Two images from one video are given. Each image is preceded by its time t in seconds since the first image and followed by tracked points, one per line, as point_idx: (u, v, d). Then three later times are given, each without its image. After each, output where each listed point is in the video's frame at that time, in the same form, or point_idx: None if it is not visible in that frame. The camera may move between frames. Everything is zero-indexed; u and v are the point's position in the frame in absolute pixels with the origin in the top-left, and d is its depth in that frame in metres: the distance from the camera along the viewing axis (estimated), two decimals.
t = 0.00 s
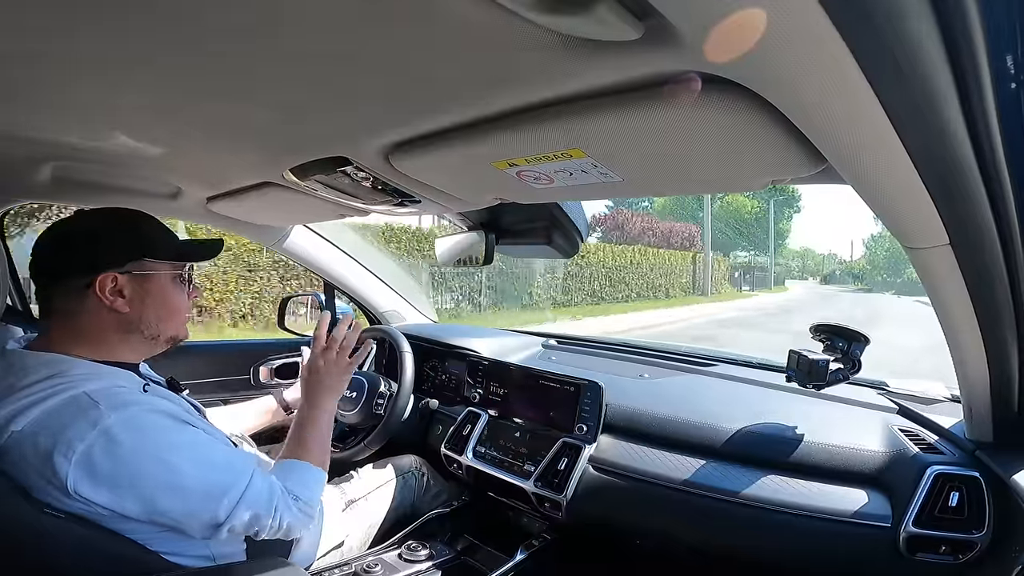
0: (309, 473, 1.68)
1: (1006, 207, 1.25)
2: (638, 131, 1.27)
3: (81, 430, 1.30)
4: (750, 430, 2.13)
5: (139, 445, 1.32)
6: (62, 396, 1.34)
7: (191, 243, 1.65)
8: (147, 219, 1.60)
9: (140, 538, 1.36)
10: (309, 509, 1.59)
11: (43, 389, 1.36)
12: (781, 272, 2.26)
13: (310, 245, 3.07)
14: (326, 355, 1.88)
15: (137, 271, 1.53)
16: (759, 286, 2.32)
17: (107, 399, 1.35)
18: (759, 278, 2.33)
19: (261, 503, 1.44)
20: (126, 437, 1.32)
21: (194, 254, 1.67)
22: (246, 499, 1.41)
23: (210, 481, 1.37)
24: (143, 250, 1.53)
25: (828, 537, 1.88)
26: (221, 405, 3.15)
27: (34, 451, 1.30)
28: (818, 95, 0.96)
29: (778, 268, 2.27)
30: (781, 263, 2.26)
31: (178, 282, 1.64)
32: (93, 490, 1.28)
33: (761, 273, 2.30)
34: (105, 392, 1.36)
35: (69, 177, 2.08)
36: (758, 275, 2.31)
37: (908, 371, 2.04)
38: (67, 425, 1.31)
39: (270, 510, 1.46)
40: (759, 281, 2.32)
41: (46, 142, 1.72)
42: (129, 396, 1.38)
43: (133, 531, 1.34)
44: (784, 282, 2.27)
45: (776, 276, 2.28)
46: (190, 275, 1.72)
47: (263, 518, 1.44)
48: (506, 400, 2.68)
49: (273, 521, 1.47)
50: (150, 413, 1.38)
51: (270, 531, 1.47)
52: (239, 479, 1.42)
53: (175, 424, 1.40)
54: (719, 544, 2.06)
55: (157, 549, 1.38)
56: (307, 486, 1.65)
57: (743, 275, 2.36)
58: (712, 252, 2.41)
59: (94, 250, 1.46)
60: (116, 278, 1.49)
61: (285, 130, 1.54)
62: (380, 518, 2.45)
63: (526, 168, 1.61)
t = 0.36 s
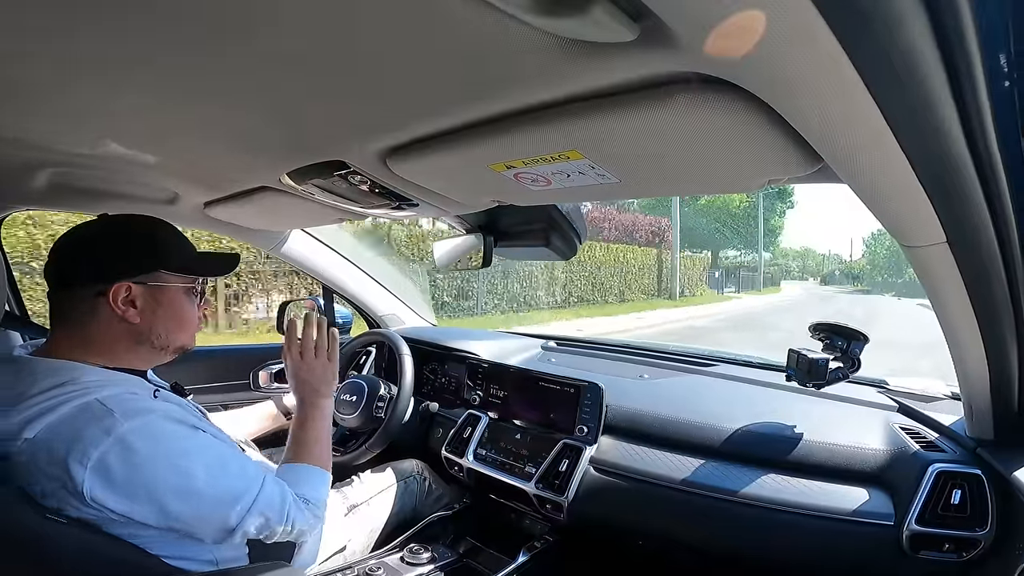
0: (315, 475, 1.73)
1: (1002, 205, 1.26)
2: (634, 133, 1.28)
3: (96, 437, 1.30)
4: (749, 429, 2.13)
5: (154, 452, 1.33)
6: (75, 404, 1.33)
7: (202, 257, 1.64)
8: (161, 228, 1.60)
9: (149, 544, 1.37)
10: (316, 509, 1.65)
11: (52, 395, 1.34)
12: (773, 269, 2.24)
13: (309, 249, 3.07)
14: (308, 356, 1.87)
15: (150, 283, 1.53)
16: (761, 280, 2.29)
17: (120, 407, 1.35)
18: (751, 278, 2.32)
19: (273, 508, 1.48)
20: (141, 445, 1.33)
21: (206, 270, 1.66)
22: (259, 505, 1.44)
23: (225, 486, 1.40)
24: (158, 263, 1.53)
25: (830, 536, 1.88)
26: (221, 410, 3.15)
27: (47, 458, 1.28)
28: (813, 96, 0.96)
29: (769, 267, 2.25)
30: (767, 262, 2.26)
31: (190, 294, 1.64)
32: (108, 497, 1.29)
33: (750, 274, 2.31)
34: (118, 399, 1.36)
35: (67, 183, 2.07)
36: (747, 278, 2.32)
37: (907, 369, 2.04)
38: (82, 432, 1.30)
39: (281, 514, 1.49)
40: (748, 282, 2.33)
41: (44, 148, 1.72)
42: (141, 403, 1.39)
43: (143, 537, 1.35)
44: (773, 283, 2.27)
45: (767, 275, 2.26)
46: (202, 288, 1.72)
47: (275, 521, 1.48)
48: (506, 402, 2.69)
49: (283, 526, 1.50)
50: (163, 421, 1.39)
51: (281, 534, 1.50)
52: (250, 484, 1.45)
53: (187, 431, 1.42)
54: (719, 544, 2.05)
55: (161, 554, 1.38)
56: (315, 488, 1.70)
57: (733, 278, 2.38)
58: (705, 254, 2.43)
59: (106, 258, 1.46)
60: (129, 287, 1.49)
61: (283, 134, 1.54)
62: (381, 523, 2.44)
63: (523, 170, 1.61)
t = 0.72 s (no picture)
0: (315, 453, 1.69)
1: (998, 208, 1.26)
2: (633, 135, 1.28)
3: (69, 437, 1.30)
4: (744, 431, 2.14)
5: (131, 447, 1.32)
6: (44, 405, 1.32)
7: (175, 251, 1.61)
8: (134, 224, 1.58)
9: (138, 543, 1.38)
10: (315, 486, 1.62)
11: (26, 397, 1.33)
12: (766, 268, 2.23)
13: (306, 250, 3.06)
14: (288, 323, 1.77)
15: (121, 279, 1.51)
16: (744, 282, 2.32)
17: (92, 405, 1.35)
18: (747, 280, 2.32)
19: (266, 489, 1.47)
20: (115, 440, 1.31)
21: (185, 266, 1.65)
22: (250, 487, 1.43)
23: (210, 472, 1.38)
24: (133, 258, 1.51)
25: (825, 538, 1.88)
26: (217, 411, 3.14)
27: (23, 458, 1.29)
28: (811, 99, 0.97)
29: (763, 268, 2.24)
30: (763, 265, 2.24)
31: (164, 290, 1.61)
32: (92, 496, 1.30)
33: (741, 275, 2.32)
34: (91, 397, 1.35)
35: (63, 183, 2.07)
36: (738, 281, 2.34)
37: (904, 371, 2.04)
38: (55, 432, 1.30)
39: (275, 493, 1.48)
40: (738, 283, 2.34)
41: (41, 147, 1.72)
42: (115, 400, 1.38)
43: (133, 535, 1.36)
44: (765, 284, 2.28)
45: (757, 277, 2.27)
46: (179, 283, 1.69)
47: (269, 501, 1.46)
48: (503, 404, 2.70)
49: (281, 506, 1.49)
50: (139, 415, 1.38)
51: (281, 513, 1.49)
52: (237, 467, 1.43)
53: (164, 423, 1.40)
54: (715, 546, 2.05)
55: (156, 554, 1.40)
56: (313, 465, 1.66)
57: (724, 277, 2.38)
58: (686, 254, 2.42)
59: (74, 254, 1.45)
60: (97, 285, 1.47)
61: (280, 135, 1.54)
62: (379, 524, 2.44)
63: (521, 172, 1.61)
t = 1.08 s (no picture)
0: (330, 441, 1.66)
1: (996, 205, 1.26)
2: (631, 133, 1.28)
3: (65, 437, 1.30)
4: (742, 427, 2.15)
5: (127, 445, 1.33)
6: (39, 405, 1.32)
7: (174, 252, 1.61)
8: (133, 224, 1.58)
9: (141, 543, 1.37)
10: (326, 474, 1.60)
11: (20, 398, 1.32)
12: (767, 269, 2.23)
13: (303, 248, 3.05)
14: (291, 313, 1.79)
15: (116, 281, 1.50)
16: (733, 284, 2.33)
17: (88, 402, 1.35)
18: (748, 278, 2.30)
19: (270, 474, 1.48)
20: (111, 439, 1.32)
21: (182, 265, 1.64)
22: (253, 474, 1.45)
23: (210, 464, 1.40)
24: (130, 259, 1.51)
25: (824, 534, 1.89)
26: (215, 410, 3.13)
27: (24, 460, 1.30)
28: (809, 96, 0.97)
29: (761, 265, 2.25)
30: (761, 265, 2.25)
31: (163, 291, 1.61)
32: (91, 497, 1.30)
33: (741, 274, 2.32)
34: (85, 396, 1.35)
35: (59, 182, 2.06)
36: (723, 280, 2.35)
37: (902, 367, 2.05)
38: (51, 432, 1.30)
39: (280, 480, 1.48)
40: (743, 283, 2.32)
41: (37, 146, 1.71)
42: (111, 398, 1.37)
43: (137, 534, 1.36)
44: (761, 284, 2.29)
45: (757, 275, 2.27)
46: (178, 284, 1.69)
47: (275, 488, 1.47)
48: (502, 401, 2.70)
49: (286, 491, 1.49)
50: (135, 413, 1.37)
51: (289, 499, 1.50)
52: (239, 456, 1.45)
53: (160, 419, 1.40)
54: (714, 543, 2.06)
55: (158, 556, 1.40)
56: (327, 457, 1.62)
57: (716, 276, 2.36)
58: (678, 254, 2.43)
59: (72, 254, 1.45)
60: (95, 287, 1.47)
61: (277, 134, 1.54)
62: (379, 522, 2.44)
63: (519, 170, 1.61)
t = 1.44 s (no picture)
0: (329, 483, 1.65)
1: (994, 207, 1.26)
2: (630, 135, 1.28)
3: (67, 442, 1.29)
4: (740, 430, 2.15)
5: (128, 454, 1.32)
6: (43, 409, 1.31)
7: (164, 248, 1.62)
8: (122, 224, 1.57)
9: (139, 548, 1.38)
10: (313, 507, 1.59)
11: (23, 401, 1.32)
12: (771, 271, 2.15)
13: (303, 250, 3.07)
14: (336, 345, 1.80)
15: (122, 278, 1.51)
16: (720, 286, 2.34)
17: (91, 409, 1.34)
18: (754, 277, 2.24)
19: (260, 502, 1.46)
20: (112, 446, 1.31)
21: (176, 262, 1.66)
22: (244, 500, 1.43)
23: (205, 484, 1.39)
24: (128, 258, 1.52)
25: (823, 536, 1.89)
26: (214, 412, 3.13)
27: (21, 467, 1.28)
28: (808, 99, 0.97)
29: (761, 266, 2.19)
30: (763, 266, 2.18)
31: (160, 289, 1.63)
32: (86, 503, 1.29)
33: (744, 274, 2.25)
34: (88, 402, 1.35)
35: (59, 184, 2.06)
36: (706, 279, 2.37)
37: (901, 370, 2.05)
38: (52, 438, 1.29)
39: (271, 509, 1.47)
40: (738, 282, 2.30)
41: (37, 148, 1.71)
42: (115, 406, 1.37)
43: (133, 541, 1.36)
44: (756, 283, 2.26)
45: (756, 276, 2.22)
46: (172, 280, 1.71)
47: (264, 517, 1.46)
48: (501, 404, 2.70)
49: (274, 521, 1.47)
50: (138, 424, 1.37)
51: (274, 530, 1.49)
52: (234, 479, 1.44)
53: (163, 431, 1.40)
54: (714, 546, 2.05)
55: (156, 558, 1.39)
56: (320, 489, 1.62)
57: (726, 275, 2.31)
58: (674, 253, 2.41)
59: (73, 254, 1.44)
60: (103, 285, 1.48)
61: (277, 136, 1.54)
62: (378, 524, 2.44)
63: (518, 172, 1.61)
